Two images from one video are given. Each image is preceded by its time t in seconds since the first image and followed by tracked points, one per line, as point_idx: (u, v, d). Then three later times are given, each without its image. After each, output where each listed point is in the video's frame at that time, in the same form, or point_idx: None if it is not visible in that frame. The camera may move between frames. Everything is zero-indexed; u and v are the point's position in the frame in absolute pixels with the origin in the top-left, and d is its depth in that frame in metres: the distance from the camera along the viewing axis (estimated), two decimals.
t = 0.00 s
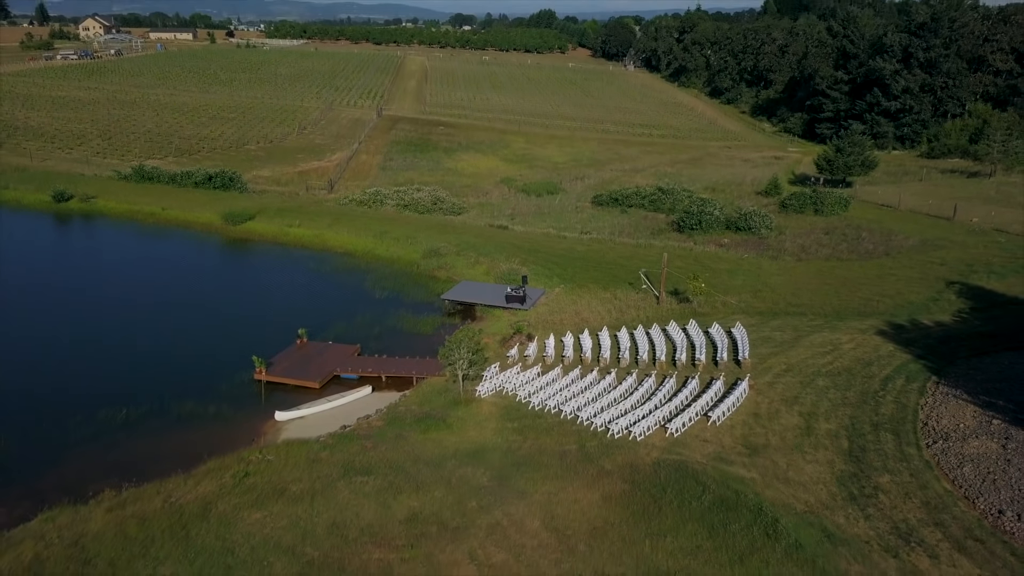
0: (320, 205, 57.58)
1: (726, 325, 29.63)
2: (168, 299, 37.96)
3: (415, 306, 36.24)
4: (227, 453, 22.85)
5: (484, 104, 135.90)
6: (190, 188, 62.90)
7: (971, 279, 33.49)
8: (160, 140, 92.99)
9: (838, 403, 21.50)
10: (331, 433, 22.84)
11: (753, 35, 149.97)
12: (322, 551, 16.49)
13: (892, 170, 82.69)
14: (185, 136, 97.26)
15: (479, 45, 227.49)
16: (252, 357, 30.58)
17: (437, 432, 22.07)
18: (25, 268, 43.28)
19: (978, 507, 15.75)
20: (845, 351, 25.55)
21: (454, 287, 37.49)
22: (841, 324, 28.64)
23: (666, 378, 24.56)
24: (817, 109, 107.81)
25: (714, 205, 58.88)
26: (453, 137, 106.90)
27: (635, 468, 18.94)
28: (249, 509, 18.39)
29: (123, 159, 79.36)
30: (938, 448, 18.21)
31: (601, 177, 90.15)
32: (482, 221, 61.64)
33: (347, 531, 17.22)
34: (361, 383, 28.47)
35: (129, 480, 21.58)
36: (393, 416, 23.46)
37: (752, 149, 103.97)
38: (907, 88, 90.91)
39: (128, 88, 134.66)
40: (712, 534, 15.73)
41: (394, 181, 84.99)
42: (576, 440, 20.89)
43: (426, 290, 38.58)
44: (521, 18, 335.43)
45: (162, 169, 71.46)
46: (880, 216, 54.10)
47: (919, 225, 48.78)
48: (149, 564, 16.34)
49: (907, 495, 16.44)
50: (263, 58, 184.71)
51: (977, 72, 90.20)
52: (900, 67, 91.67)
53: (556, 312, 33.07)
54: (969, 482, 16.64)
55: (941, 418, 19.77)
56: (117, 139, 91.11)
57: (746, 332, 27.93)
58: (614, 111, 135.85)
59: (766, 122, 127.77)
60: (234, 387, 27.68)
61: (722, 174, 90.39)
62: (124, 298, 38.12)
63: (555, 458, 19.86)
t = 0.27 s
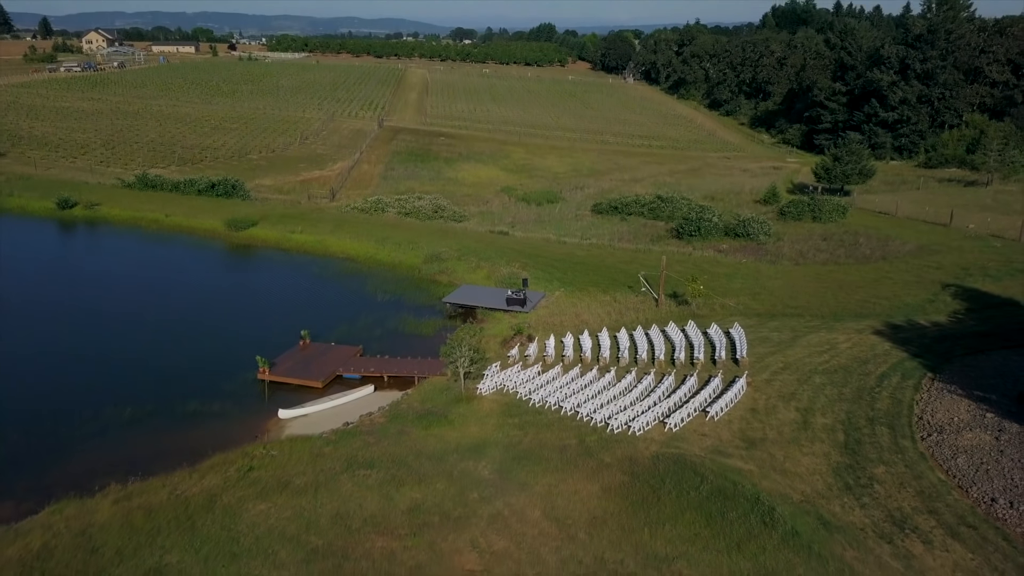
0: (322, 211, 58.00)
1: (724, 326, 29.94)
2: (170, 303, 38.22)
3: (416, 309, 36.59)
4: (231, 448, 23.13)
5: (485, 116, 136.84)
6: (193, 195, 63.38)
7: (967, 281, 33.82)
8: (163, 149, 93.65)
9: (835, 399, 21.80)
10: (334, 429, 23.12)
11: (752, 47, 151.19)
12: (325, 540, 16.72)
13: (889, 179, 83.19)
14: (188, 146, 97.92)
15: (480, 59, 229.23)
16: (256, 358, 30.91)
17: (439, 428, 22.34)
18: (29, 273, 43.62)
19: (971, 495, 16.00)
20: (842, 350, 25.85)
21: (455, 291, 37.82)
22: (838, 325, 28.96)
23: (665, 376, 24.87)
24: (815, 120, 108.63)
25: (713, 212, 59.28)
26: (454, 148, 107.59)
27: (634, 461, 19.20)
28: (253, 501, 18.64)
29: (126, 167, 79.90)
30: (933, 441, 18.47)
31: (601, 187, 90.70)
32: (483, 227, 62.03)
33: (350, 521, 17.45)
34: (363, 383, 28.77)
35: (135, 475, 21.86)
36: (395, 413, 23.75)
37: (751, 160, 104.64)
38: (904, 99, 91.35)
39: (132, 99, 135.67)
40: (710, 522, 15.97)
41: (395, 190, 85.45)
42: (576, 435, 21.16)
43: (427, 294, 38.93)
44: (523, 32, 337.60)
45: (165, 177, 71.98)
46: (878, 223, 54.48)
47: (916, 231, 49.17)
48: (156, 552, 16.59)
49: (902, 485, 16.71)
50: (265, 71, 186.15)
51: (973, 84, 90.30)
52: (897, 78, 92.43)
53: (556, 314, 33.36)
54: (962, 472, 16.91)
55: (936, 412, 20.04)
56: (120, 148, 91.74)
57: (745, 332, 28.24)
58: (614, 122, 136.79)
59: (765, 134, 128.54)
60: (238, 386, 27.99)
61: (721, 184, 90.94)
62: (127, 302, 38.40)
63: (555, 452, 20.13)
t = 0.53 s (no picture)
0: (325, 219, 58.46)
1: (723, 327, 30.29)
2: (173, 308, 38.58)
3: (418, 313, 37.00)
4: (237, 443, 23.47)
5: (485, 129, 137.85)
6: (197, 204, 63.90)
7: (962, 284, 34.21)
8: (167, 160, 94.33)
9: (831, 395, 22.15)
10: (338, 425, 23.45)
11: (750, 61, 152.51)
12: (330, 527, 17.03)
13: (887, 189, 83.75)
14: (191, 157, 98.61)
15: (480, 73, 231.17)
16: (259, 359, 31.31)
17: (441, 423, 22.67)
18: (33, 279, 44.08)
19: (963, 482, 16.34)
20: (838, 349, 26.21)
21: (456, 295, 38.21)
22: (835, 325, 29.32)
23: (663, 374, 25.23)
24: (814, 132, 109.34)
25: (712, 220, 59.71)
26: (455, 159, 108.37)
27: (634, 453, 19.54)
28: (259, 492, 18.95)
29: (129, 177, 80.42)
30: (926, 432, 18.84)
31: (601, 197, 91.30)
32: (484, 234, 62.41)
33: (355, 510, 17.77)
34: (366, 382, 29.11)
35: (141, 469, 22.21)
36: (398, 410, 24.11)
37: (749, 172, 105.40)
38: (902, 111, 91.67)
39: (136, 112, 136.71)
40: (707, 509, 16.29)
41: (397, 199, 85.95)
42: (576, 430, 21.47)
43: (428, 298, 39.34)
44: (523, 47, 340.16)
45: (169, 186, 72.53)
46: (875, 230, 54.92)
47: (913, 237, 49.59)
48: (164, 539, 16.90)
49: (896, 473, 17.06)
50: (268, 85, 187.71)
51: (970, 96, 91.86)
52: (895, 91, 92.79)
53: (557, 316, 33.69)
54: (954, 460, 17.26)
55: (929, 406, 20.39)
56: (124, 158, 92.41)
57: (742, 333, 28.61)
58: (614, 135, 137.71)
59: (764, 147, 129.35)
60: (243, 385, 28.35)
61: (720, 194, 91.51)
62: (129, 308, 38.75)
63: (556, 445, 20.48)
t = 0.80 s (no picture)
0: (327, 226, 58.89)
1: (721, 328, 30.63)
2: (176, 313, 38.98)
3: (420, 315, 37.37)
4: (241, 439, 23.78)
5: (486, 140, 138.72)
6: (200, 212, 64.41)
7: (958, 287, 34.57)
8: (170, 169, 94.97)
9: (828, 391, 22.48)
10: (341, 422, 23.78)
11: (749, 74, 153.71)
12: (334, 517, 17.30)
13: (885, 197, 84.29)
14: (194, 166, 99.24)
15: (481, 86, 232.80)
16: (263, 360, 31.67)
17: (443, 419, 22.98)
18: (38, 285, 44.55)
19: (956, 472, 16.63)
20: (835, 348, 26.55)
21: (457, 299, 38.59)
22: (832, 326, 29.67)
23: (662, 372, 25.60)
24: (813, 143, 110.06)
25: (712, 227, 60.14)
26: (456, 170, 109.04)
27: (633, 447, 19.85)
28: (263, 484, 19.24)
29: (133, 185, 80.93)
30: (920, 426, 19.15)
31: (601, 207, 91.82)
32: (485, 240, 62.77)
33: (358, 501, 18.03)
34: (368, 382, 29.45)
35: (147, 464, 22.53)
36: (400, 407, 24.43)
37: (749, 182, 106.02)
38: (899, 121, 92.35)
39: (139, 122, 137.62)
40: (705, 498, 16.59)
41: (398, 208, 86.45)
42: (576, 425, 21.77)
43: (430, 302, 39.71)
44: (524, 60, 342.50)
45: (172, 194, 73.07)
46: (873, 237, 55.35)
47: (910, 244, 49.99)
48: (170, 528, 17.17)
49: (890, 464, 17.36)
50: (270, 97, 189.11)
51: (967, 107, 91.64)
52: (892, 102, 93.70)
53: (557, 318, 34.04)
54: (948, 452, 17.55)
55: (924, 401, 20.70)
56: (128, 167, 93.05)
57: (740, 333, 28.95)
58: (614, 146, 138.57)
59: (763, 158, 130.05)
60: (247, 385, 28.69)
61: (719, 203, 92.04)
62: (133, 313, 39.14)
63: (557, 439, 20.79)
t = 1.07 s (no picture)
0: (329, 233, 59.34)
1: (720, 330, 30.95)
2: (179, 317, 39.49)
3: (421, 319, 37.77)
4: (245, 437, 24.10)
5: (486, 151, 139.58)
6: (203, 220, 64.89)
7: (954, 291, 34.91)
8: (173, 179, 95.60)
9: (825, 388, 22.81)
10: (345, 420, 24.11)
11: (748, 86, 154.84)
12: (338, 509, 17.55)
13: (883, 206, 84.76)
14: (196, 176, 99.86)
15: (482, 99, 234.29)
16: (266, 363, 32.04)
17: (445, 417, 23.29)
18: (41, 291, 44.99)
19: (949, 462, 16.96)
20: (831, 348, 26.89)
21: (459, 303, 38.95)
22: (829, 328, 30.00)
23: (662, 371, 25.96)
24: (811, 154, 110.79)
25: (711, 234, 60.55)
26: (456, 180, 109.70)
27: (632, 441, 20.15)
28: (268, 478, 19.50)
29: (135, 194, 81.45)
30: (915, 419, 19.48)
31: (601, 216, 92.31)
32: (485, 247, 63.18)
33: (361, 493, 18.30)
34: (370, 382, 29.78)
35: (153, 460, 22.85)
36: (402, 405, 24.74)
37: (748, 192, 106.66)
38: (897, 132, 92.92)
39: (143, 133, 138.55)
40: (703, 489, 16.90)
41: (399, 217, 86.93)
42: (576, 421, 22.08)
43: (431, 306, 40.09)
44: (522, 74, 344.49)
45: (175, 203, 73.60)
46: (870, 244, 55.78)
47: (907, 250, 50.38)
48: (176, 519, 17.43)
49: (885, 456, 17.67)
50: (272, 109, 190.36)
51: (964, 117, 91.97)
52: (889, 113, 94.31)
53: (557, 320, 34.37)
54: (941, 444, 17.87)
55: (919, 397, 21.00)
56: (131, 177, 93.66)
57: (738, 334, 29.29)
58: (614, 158, 139.42)
59: (762, 169, 130.77)
60: (251, 386, 29.02)
61: (719, 213, 92.56)
62: (138, 318, 39.56)
63: (557, 435, 21.09)
